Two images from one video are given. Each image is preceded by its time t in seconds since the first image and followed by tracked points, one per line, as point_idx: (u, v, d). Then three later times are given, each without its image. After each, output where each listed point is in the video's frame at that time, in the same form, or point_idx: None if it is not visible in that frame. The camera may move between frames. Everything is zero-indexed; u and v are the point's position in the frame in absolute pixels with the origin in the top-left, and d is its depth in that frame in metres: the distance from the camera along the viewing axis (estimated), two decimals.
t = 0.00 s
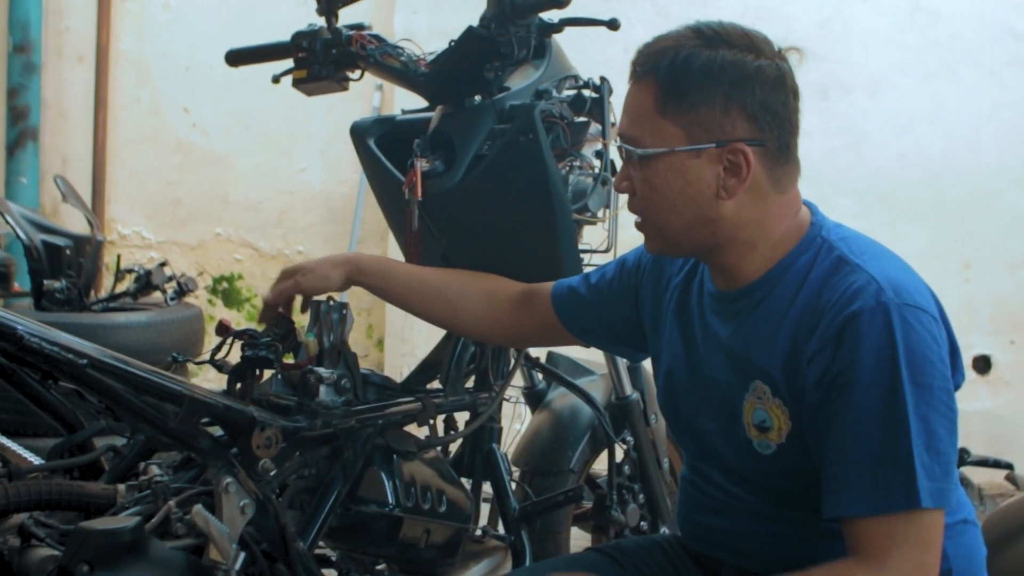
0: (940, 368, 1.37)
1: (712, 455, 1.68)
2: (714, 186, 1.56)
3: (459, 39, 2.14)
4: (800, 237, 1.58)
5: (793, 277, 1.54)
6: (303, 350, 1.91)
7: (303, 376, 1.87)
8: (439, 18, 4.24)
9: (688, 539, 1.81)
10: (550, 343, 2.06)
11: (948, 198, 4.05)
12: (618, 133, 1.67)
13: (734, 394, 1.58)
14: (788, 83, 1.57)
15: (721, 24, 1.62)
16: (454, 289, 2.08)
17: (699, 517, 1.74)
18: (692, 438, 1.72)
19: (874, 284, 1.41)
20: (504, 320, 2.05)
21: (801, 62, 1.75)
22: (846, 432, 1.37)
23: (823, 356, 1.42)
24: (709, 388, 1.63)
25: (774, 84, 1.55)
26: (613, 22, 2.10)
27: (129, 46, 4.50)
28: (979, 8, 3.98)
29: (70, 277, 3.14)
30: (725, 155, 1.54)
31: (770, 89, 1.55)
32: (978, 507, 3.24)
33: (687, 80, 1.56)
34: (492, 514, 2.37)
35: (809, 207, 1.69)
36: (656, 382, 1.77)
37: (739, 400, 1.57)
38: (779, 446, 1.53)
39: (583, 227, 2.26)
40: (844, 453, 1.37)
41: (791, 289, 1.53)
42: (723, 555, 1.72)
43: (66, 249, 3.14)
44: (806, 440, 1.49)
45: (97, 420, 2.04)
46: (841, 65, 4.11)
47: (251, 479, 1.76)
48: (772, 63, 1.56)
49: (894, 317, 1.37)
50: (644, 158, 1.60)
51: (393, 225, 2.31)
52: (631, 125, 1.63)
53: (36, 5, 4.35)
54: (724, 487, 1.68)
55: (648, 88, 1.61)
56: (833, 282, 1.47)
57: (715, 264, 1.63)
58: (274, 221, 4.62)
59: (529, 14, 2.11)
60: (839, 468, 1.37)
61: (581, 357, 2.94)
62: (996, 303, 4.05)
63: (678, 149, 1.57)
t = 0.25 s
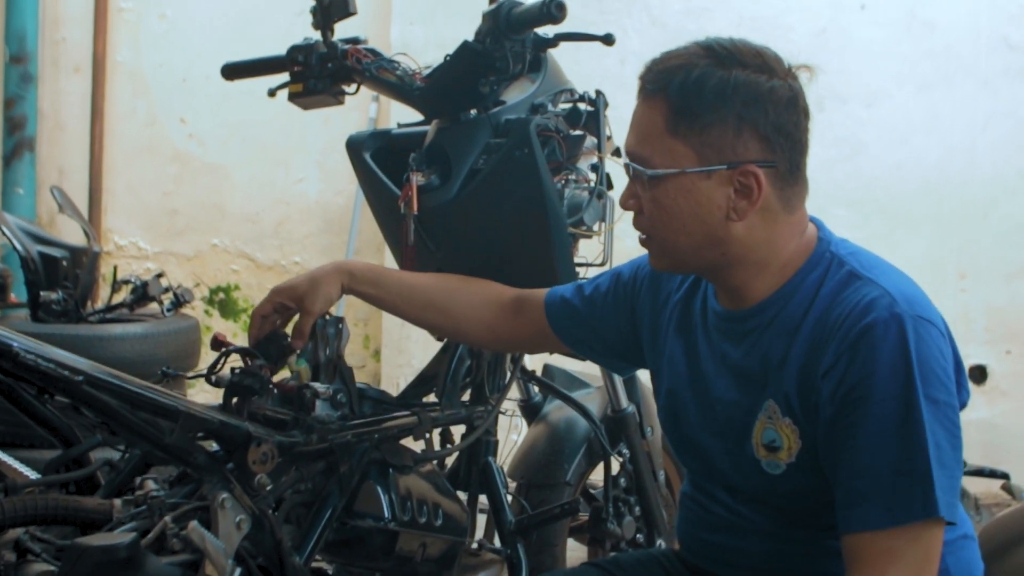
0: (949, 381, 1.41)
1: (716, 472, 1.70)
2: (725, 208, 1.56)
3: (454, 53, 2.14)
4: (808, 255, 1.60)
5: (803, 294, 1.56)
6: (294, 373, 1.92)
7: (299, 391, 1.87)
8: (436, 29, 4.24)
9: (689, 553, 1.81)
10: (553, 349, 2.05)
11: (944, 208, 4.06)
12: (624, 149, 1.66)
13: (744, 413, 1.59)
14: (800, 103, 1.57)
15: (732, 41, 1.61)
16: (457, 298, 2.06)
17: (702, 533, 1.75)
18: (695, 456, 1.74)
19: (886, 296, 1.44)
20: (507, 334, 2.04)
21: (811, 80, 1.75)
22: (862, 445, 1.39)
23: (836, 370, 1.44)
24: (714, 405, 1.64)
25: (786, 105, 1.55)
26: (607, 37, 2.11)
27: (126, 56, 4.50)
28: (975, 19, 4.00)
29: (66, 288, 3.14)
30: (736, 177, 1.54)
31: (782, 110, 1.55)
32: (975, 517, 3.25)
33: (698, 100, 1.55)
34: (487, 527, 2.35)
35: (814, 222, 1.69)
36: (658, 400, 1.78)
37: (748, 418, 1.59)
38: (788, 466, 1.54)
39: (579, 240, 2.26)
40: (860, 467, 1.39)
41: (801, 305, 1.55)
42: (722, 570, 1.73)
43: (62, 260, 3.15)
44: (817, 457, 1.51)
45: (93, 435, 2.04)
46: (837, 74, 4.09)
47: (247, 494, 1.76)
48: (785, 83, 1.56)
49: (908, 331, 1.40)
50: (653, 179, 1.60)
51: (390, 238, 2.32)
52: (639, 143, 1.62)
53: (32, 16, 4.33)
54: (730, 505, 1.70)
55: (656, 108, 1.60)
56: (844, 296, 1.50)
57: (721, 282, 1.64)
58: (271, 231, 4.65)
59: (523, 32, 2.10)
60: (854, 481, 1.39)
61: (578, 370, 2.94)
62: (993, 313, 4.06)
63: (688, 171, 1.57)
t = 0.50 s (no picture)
0: (948, 400, 1.42)
1: (711, 492, 1.70)
2: (725, 232, 1.56)
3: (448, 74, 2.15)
4: (806, 274, 1.60)
5: (801, 313, 1.56)
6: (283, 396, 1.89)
7: (292, 411, 1.87)
8: (431, 48, 4.23)
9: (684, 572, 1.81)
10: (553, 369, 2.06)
11: (939, 226, 4.06)
12: (621, 173, 1.65)
13: (741, 432, 1.60)
14: (799, 124, 1.57)
15: (730, 63, 1.60)
16: (454, 323, 2.07)
17: (698, 554, 1.75)
18: (690, 476, 1.74)
19: (884, 315, 1.45)
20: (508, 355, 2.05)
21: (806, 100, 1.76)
22: (862, 465, 1.40)
23: (836, 389, 1.46)
24: (711, 426, 1.64)
25: (786, 127, 1.56)
26: (601, 57, 2.12)
27: (123, 75, 4.56)
28: (969, 36, 4.02)
29: (63, 306, 3.14)
30: (736, 201, 1.55)
31: (782, 132, 1.55)
32: (972, 535, 3.23)
33: (699, 125, 1.55)
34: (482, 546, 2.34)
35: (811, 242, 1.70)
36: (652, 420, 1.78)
37: (746, 438, 1.59)
38: (787, 485, 1.55)
39: (574, 259, 2.25)
40: (861, 486, 1.41)
41: (800, 324, 1.56)
42: None
43: (59, 279, 3.13)
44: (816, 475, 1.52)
45: (87, 455, 2.04)
46: (830, 93, 4.11)
47: (240, 514, 1.77)
48: (784, 105, 1.56)
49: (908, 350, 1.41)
50: (653, 204, 1.58)
51: (385, 258, 2.32)
52: (637, 167, 1.61)
53: (30, 35, 4.41)
54: (727, 527, 1.70)
55: (654, 131, 1.59)
56: (843, 314, 1.51)
57: (718, 301, 1.64)
58: (267, 249, 4.60)
59: (517, 52, 2.10)
60: (854, 502, 1.41)
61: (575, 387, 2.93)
62: (989, 330, 4.06)
63: (687, 195, 1.56)
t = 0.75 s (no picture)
0: (938, 414, 1.42)
1: (703, 505, 1.70)
2: (715, 242, 1.56)
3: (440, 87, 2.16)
4: (797, 286, 1.60)
5: (791, 326, 1.56)
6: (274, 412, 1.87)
7: (282, 426, 1.85)
8: (424, 61, 4.23)
9: None
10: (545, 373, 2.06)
11: (932, 238, 4.06)
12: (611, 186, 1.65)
13: (732, 445, 1.59)
14: (787, 134, 1.57)
15: (716, 74, 1.61)
16: (449, 336, 2.05)
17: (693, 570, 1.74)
18: (683, 489, 1.73)
19: (875, 329, 1.45)
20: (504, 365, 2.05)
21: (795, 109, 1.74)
22: (853, 480, 1.40)
23: (826, 402, 1.45)
24: (701, 438, 1.64)
25: (774, 136, 1.56)
26: (592, 70, 2.11)
27: (116, 90, 4.62)
28: (960, 49, 4.04)
29: (55, 320, 3.13)
30: (726, 211, 1.55)
31: (770, 141, 1.55)
32: (967, 548, 3.22)
33: (686, 135, 1.55)
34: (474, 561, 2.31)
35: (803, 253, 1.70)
36: (641, 433, 1.77)
37: (736, 451, 1.59)
38: (779, 498, 1.55)
39: (565, 272, 2.25)
40: (851, 501, 1.41)
41: (790, 336, 1.55)
42: None
43: (51, 293, 3.13)
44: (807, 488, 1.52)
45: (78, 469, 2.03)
46: (824, 105, 4.11)
47: (230, 529, 1.76)
48: (771, 114, 1.57)
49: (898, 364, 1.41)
50: (643, 215, 1.58)
51: (377, 271, 2.32)
52: (626, 179, 1.61)
53: (23, 50, 4.51)
54: (719, 539, 1.69)
55: (642, 143, 1.59)
56: (833, 328, 1.50)
57: (708, 312, 1.64)
58: (260, 263, 4.55)
59: (509, 65, 2.10)
60: (844, 516, 1.41)
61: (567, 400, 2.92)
62: (981, 342, 4.06)
63: (677, 206, 1.56)
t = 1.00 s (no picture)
0: (931, 418, 1.42)
1: (698, 509, 1.69)
2: (702, 238, 1.56)
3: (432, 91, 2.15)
4: (791, 289, 1.60)
5: (784, 330, 1.55)
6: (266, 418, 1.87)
7: (275, 430, 1.85)
8: (416, 66, 4.23)
9: None
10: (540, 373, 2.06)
11: (924, 241, 4.07)
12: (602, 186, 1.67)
13: (726, 449, 1.59)
14: (774, 130, 1.58)
15: (704, 73, 1.62)
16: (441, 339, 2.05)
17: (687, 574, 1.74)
18: (678, 493, 1.73)
19: (867, 333, 1.45)
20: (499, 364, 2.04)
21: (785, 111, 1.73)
22: (846, 483, 1.40)
23: (819, 406, 1.45)
24: (696, 442, 1.64)
25: (759, 131, 1.56)
26: (583, 75, 2.11)
27: (108, 95, 4.62)
28: (952, 53, 4.04)
29: (47, 326, 3.12)
30: (712, 205, 1.55)
31: (755, 136, 1.56)
32: (960, 551, 3.23)
33: (671, 131, 1.56)
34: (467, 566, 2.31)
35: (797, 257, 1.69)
36: (637, 438, 1.77)
37: (730, 455, 1.59)
38: (773, 503, 1.55)
39: (557, 276, 2.25)
40: (844, 504, 1.40)
41: (783, 340, 1.55)
42: None
43: (43, 298, 3.12)
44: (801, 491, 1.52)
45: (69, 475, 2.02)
46: (816, 109, 4.11)
47: (222, 535, 1.75)
48: (756, 110, 1.57)
49: (889, 367, 1.41)
50: (629, 210, 1.59)
51: (368, 276, 2.32)
52: (614, 176, 1.62)
53: (14, 56, 4.65)
54: (714, 545, 1.69)
55: (630, 140, 1.61)
56: (826, 332, 1.50)
57: (702, 316, 1.64)
58: (252, 267, 4.53)
59: (501, 69, 2.10)
60: (837, 520, 1.41)
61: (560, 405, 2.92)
62: (974, 345, 4.06)
63: (663, 201, 1.57)
